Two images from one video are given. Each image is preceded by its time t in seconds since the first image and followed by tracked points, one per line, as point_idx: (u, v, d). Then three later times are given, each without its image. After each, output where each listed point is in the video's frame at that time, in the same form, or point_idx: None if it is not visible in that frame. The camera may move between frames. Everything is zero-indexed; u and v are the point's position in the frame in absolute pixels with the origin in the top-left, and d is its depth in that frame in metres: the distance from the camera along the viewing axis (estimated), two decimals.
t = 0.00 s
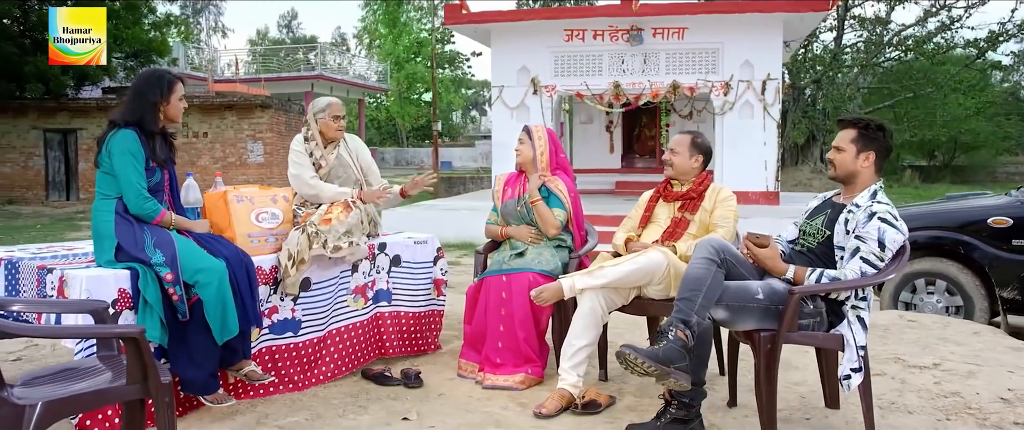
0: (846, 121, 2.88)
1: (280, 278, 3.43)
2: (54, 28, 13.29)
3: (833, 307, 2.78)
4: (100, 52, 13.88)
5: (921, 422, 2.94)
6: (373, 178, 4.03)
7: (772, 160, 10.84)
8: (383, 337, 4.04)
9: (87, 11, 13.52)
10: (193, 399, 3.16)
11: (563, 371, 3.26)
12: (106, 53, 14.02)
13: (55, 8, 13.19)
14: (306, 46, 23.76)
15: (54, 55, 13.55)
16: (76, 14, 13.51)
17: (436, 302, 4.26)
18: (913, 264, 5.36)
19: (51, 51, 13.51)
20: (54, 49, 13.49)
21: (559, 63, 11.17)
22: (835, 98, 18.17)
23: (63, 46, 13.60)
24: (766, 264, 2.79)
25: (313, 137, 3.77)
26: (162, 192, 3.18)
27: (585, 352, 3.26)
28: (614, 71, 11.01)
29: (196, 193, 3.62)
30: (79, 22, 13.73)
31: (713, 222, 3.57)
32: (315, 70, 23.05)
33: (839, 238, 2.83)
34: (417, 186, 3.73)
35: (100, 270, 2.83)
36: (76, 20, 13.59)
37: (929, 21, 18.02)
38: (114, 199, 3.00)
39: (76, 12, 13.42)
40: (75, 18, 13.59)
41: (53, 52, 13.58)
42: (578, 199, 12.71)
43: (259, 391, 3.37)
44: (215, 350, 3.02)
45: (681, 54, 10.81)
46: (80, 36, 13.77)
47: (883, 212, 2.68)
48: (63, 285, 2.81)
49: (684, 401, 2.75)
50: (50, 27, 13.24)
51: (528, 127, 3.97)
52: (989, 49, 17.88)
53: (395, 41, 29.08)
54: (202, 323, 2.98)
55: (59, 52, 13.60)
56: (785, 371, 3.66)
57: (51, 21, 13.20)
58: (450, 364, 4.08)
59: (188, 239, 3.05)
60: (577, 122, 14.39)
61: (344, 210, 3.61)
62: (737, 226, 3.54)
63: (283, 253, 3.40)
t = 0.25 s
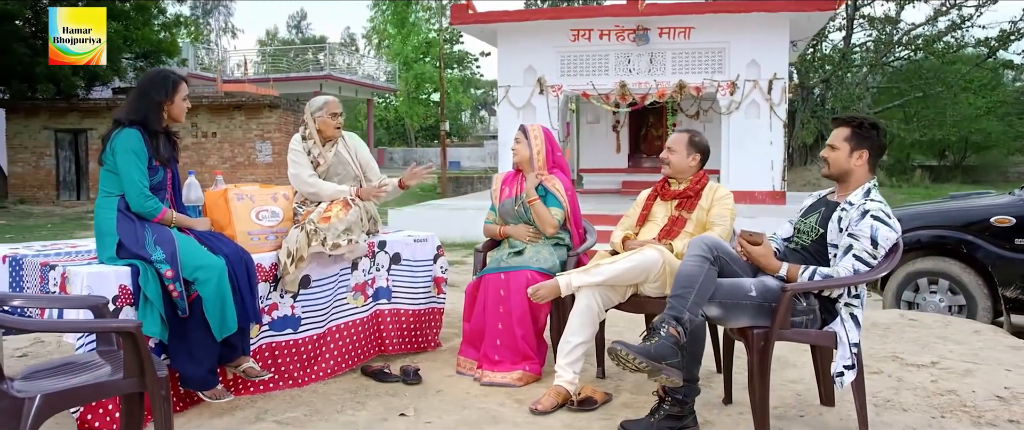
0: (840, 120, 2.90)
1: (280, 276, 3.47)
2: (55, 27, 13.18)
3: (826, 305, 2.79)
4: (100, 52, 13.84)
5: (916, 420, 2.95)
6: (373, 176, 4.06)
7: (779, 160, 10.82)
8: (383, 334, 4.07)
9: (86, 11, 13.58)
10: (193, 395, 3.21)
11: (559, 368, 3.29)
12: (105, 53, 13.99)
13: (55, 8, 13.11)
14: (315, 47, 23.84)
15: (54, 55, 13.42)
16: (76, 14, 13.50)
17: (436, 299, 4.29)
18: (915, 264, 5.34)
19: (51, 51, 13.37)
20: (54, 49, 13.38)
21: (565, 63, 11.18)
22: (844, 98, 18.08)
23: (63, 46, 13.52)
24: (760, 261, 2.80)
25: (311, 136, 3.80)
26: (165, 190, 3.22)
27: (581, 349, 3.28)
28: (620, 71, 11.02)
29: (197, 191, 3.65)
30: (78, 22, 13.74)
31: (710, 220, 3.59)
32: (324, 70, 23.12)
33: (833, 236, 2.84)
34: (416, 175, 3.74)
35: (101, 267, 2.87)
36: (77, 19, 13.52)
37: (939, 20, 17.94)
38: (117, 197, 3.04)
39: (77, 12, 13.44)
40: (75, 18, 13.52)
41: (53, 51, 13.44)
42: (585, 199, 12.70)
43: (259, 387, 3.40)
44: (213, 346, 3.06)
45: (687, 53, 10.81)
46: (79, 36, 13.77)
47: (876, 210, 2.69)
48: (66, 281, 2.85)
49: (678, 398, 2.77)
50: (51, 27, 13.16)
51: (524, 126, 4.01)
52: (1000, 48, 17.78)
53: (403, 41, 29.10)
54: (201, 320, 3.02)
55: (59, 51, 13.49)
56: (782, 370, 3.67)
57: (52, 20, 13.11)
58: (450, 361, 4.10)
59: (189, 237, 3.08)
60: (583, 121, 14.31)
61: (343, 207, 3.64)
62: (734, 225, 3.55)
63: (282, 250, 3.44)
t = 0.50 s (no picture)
0: (837, 117, 2.91)
1: (281, 273, 3.51)
2: (54, 28, 13.15)
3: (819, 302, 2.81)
4: (100, 52, 13.67)
5: (912, 417, 2.95)
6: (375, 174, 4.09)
7: (785, 160, 10.80)
8: (383, 331, 4.11)
9: (86, 11, 13.39)
10: (194, 390, 3.25)
11: (556, 365, 3.31)
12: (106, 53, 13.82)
13: (56, 8, 13.03)
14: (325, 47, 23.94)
15: (54, 55, 13.35)
16: (76, 14, 13.33)
17: (436, 297, 4.32)
18: (918, 263, 5.32)
19: (51, 51, 13.28)
20: (53, 49, 13.28)
21: (571, 63, 11.19)
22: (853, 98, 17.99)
23: (63, 46, 13.42)
24: (754, 259, 2.82)
25: (314, 134, 3.84)
26: (168, 189, 3.26)
27: (578, 347, 3.30)
28: (626, 71, 11.02)
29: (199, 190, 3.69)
30: (79, 22, 13.62)
31: (708, 218, 3.60)
32: (333, 70, 23.21)
33: (827, 233, 2.86)
34: (411, 168, 3.77)
35: (104, 263, 2.92)
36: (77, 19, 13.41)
37: (950, 19, 17.89)
38: (120, 195, 3.09)
39: (78, 11, 13.27)
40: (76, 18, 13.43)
41: (52, 51, 13.33)
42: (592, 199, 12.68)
43: (259, 383, 3.45)
44: (213, 342, 3.10)
45: (694, 53, 10.80)
46: (80, 36, 13.69)
47: (870, 208, 2.70)
48: (69, 277, 2.90)
49: (672, 395, 2.79)
50: (50, 27, 13.11)
51: (522, 125, 4.04)
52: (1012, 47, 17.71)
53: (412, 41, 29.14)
54: (202, 316, 3.07)
55: (59, 51, 13.38)
56: (780, 368, 3.67)
57: (52, 21, 13.04)
58: (450, 359, 4.13)
59: (190, 234, 3.13)
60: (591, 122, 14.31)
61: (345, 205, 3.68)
62: (731, 223, 3.57)
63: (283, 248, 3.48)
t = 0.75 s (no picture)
0: (830, 116, 2.93)
1: (282, 270, 3.55)
2: (54, 27, 12.90)
3: (814, 299, 2.82)
4: (100, 52, 13.31)
5: (907, 414, 2.96)
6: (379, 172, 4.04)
7: (792, 160, 10.77)
8: (384, 328, 4.14)
9: (85, 11, 13.00)
10: (197, 385, 3.30)
11: (554, 362, 3.33)
12: (106, 54, 13.46)
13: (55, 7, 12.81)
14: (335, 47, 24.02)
15: (53, 55, 13.17)
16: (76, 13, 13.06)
17: (437, 295, 4.35)
18: (921, 262, 5.31)
19: (50, 52, 13.04)
20: (53, 49, 13.04)
21: (578, 63, 11.21)
22: (863, 97, 17.88)
23: (63, 46, 13.16)
24: (749, 256, 2.84)
25: (318, 133, 3.88)
26: (169, 187, 3.30)
27: (576, 343, 3.32)
28: (633, 71, 11.03)
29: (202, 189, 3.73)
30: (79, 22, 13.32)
31: (706, 217, 3.61)
32: (342, 70, 23.28)
33: (822, 231, 2.87)
34: (403, 167, 3.78)
35: (106, 260, 2.96)
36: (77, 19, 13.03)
37: (961, 18, 17.77)
38: (122, 193, 3.13)
39: (77, 11, 12.98)
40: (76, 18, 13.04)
41: (52, 52, 13.09)
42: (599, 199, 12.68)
43: (260, 379, 3.49)
44: (215, 337, 3.14)
45: (701, 53, 10.80)
46: (80, 36, 13.37)
47: (864, 206, 2.71)
48: (72, 274, 2.94)
49: (668, 391, 2.81)
50: (50, 26, 12.86)
51: (523, 125, 4.06)
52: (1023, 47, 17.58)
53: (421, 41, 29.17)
54: (204, 312, 3.10)
55: (58, 51, 13.15)
56: (778, 366, 3.69)
57: (51, 21, 12.81)
58: (451, 356, 4.17)
59: (192, 232, 3.17)
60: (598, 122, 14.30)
61: (345, 203, 3.72)
62: (729, 222, 3.58)
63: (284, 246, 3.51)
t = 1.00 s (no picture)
0: (827, 115, 2.94)
1: (285, 267, 3.59)
2: (54, 28, 12.61)
3: (809, 296, 2.84)
4: (101, 52, 13.18)
5: (904, 412, 2.97)
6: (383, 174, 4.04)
7: (800, 159, 10.75)
8: (386, 326, 4.17)
9: (85, 11, 12.77)
10: (199, 381, 3.35)
11: (552, 359, 3.36)
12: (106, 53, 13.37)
13: (55, 7, 12.50)
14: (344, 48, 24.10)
15: (54, 55, 13.08)
16: (75, 13, 12.82)
17: (439, 293, 4.38)
18: (926, 261, 5.30)
19: (51, 52, 12.97)
20: (54, 49, 12.95)
21: (586, 63, 11.22)
22: (873, 97, 17.76)
23: (63, 46, 12.99)
24: (745, 254, 2.85)
25: (322, 133, 3.91)
26: (172, 185, 3.35)
27: (575, 341, 3.35)
28: (640, 70, 11.03)
29: (205, 186, 3.78)
30: (79, 22, 13.03)
31: (705, 215, 3.63)
32: (351, 70, 23.36)
33: (818, 229, 2.88)
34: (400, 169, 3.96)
35: (110, 257, 3.01)
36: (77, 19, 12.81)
37: (972, 17, 17.64)
38: (126, 191, 3.18)
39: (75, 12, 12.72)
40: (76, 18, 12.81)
41: (52, 51, 13.01)
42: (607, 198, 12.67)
43: (262, 375, 3.53)
44: (217, 333, 3.19)
45: (709, 52, 10.78)
46: (80, 36, 13.11)
47: (859, 204, 2.73)
48: (77, 271, 2.99)
49: (664, 388, 2.83)
50: (50, 27, 12.59)
51: (524, 123, 4.08)
52: None
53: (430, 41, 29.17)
54: (206, 309, 3.15)
55: (59, 51, 13.05)
56: (777, 364, 3.70)
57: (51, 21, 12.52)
58: (452, 353, 4.20)
59: (194, 229, 3.21)
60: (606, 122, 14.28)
61: (347, 202, 3.75)
62: (729, 220, 3.59)
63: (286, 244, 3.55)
